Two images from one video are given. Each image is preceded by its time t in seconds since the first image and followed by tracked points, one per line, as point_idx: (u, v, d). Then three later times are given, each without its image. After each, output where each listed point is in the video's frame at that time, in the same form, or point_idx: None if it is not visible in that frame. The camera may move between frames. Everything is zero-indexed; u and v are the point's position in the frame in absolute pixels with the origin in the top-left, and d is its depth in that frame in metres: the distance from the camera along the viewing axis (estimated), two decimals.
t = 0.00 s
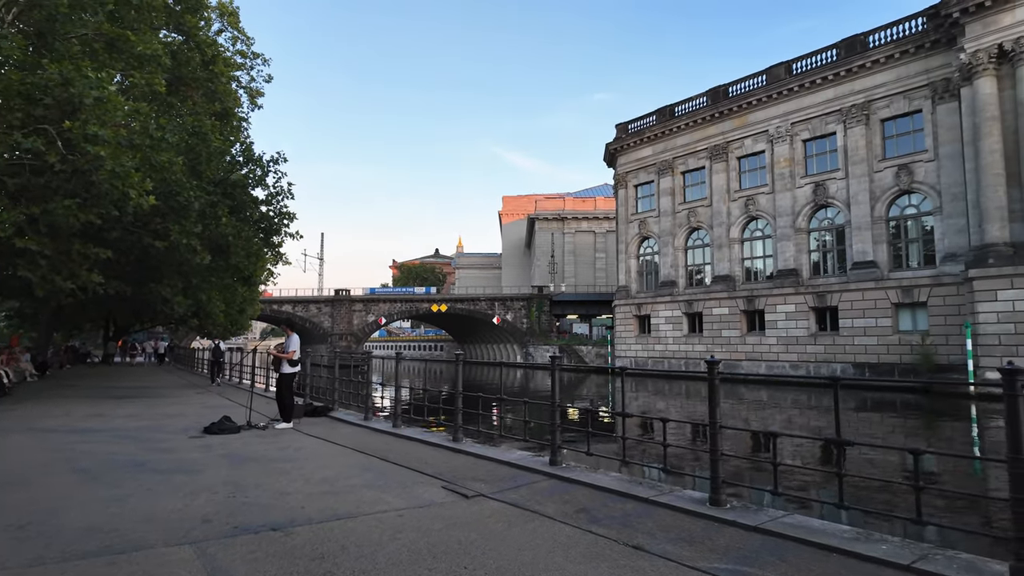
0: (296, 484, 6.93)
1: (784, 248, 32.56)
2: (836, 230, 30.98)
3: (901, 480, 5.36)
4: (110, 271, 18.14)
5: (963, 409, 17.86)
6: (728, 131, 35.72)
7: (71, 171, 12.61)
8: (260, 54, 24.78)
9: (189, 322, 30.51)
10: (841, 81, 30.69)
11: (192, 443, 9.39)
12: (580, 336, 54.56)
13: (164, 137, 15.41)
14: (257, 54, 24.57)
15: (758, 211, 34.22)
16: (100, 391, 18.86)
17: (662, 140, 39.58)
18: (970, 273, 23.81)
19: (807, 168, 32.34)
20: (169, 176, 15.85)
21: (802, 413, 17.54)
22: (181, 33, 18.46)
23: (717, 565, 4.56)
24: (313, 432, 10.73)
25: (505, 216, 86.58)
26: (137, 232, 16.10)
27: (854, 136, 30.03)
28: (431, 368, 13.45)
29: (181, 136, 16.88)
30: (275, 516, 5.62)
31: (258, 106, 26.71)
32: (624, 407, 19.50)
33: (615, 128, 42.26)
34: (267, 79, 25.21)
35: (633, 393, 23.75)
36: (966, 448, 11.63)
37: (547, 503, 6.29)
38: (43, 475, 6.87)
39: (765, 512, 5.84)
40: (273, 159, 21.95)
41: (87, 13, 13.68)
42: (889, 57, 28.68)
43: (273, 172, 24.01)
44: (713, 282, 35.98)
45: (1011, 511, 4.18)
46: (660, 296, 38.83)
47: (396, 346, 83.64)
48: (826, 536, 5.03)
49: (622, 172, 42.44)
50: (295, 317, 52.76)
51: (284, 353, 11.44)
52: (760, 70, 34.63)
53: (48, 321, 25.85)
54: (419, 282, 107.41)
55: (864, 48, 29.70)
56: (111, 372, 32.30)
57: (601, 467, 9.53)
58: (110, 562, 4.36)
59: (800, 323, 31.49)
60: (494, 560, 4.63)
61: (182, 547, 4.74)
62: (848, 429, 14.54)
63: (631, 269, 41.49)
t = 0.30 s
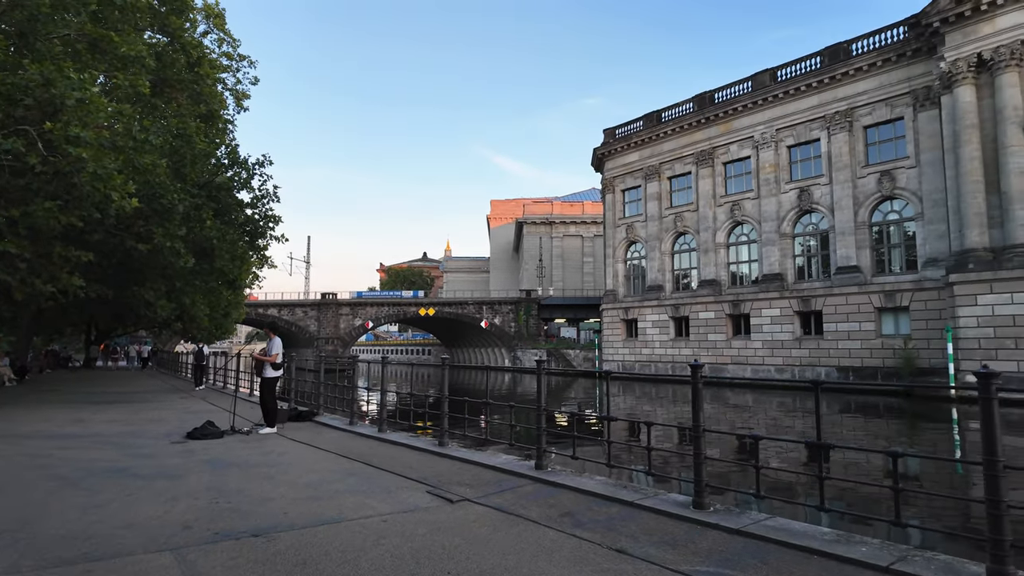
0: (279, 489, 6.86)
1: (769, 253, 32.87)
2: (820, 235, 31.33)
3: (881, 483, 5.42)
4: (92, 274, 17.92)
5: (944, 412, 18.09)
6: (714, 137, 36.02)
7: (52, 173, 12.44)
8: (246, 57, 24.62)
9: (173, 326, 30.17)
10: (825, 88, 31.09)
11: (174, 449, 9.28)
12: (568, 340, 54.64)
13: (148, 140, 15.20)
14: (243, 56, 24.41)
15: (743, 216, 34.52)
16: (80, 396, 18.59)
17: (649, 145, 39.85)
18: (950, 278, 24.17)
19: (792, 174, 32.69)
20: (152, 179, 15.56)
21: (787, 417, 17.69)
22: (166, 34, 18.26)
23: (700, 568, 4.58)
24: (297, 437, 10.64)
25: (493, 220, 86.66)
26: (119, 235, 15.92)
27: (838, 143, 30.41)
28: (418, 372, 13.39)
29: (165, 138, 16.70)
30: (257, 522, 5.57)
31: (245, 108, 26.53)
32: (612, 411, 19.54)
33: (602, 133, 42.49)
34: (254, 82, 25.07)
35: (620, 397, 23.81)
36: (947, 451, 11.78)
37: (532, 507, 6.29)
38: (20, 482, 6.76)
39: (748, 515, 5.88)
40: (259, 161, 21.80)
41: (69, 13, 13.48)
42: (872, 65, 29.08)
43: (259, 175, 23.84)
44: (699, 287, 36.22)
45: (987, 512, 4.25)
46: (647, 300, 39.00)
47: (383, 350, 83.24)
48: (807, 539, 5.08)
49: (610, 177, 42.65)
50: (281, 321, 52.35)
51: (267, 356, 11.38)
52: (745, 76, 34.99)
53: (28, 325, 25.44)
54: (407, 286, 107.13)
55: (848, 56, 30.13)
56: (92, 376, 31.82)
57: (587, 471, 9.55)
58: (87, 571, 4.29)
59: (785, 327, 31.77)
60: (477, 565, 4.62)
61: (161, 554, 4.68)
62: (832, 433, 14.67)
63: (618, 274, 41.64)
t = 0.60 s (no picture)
0: (263, 495, 6.80)
1: (755, 258, 33.16)
2: (805, 240, 31.68)
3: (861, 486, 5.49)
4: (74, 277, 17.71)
5: (927, 415, 18.33)
6: (701, 143, 36.33)
7: (32, 175, 12.28)
8: (233, 59, 24.47)
9: (157, 330, 29.84)
10: (809, 95, 31.49)
11: (156, 454, 9.17)
12: (556, 344, 54.69)
13: (132, 141, 15.03)
14: (230, 58, 24.26)
15: (729, 221, 34.82)
16: (61, 401, 18.32)
17: (636, 150, 40.10)
18: (932, 283, 24.51)
19: (777, 179, 33.04)
20: (136, 181, 15.33)
21: (773, 420, 17.81)
22: (150, 35, 18.09)
23: (682, 571, 4.61)
24: (282, 443, 10.56)
25: (482, 224, 86.64)
26: (102, 238, 15.74)
27: (822, 149, 30.79)
28: (405, 376, 13.34)
29: (149, 140, 16.55)
30: (239, 529, 5.51)
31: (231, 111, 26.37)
32: (599, 414, 19.57)
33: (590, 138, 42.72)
34: (240, 84, 24.91)
35: (608, 401, 23.86)
36: (929, 454, 11.91)
37: (517, 511, 6.29)
38: None
39: (731, 518, 5.91)
40: (246, 164, 21.66)
41: (52, 13, 13.33)
42: (855, 72, 29.48)
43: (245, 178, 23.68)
44: (686, 291, 36.45)
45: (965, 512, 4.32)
46: (634, 304, 39.17)
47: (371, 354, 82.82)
48: (789, 541, 5.13)
49: (598, 182, 42.86)
50: (267, 325, 51.94)
51: (251, 360, 11.31)
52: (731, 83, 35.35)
53: (7, 329, 25.06)
54: (395, 290, 106.78)
55: (831, 63, 30.54)
56: (74, 381, 31.37)
57: (573, 475, 9.57)
58: None
59: (770, 331, 32.05)
60: (461, 570, 4.61)
61: (141, 561, 4.63)
62: (816, 436, 14.78)
63: (606, 278, 41.81)
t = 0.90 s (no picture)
0: (246, 500, 6.75)
1: (741, 262, 33.44)
2: (790, 245, 32.00)
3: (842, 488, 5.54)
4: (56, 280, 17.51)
5: (910, 419, 18.53)
6: (688, 148, 36.60)
7: (13, 176, 12.14)
8: (220, 61, 24.31)
9: (141, 334, 29.51)
10: (794, 101, 31.85)
11: (137, 460, 9.06)
12: (544, 348, 54.72)
13: (116, 143, 14.88)
14: (217, 60, 24.11)
15: (716, 226, 35.08)
16: (41, 406, 18.03)
17: (624, 155, 40.31)
18: (914, 288, 24.85)
19: (762, 185, 33.37)
20: (120, 183, 15.16)
21: (759, 424, 17.93)
22: (135, 36, 17.93)
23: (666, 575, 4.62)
24: (267, 447, 10.48)
25: (470, 228, 86.61)
26: (84, 240, 15.55)
27: (807, 155, 31.15)
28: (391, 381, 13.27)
29: (134, 142, 16.40)
30: (223, 534, 5.47)
31: (218, 113, 26.18)
32: (587, 418, 19.59)
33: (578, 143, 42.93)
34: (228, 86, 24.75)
35: (596, 405, 23.89)
36: (912, 457, 12.04)
37: (502, 516, 6.29)
38: None
39: (715, 522, 5.94)
40: (232, 167, 21.49)
41: (35, 13, 13.18)
42: (839, 80, 29.86)
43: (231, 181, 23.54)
44: (673, 295, 36.64)
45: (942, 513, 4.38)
46: (622, 308, 39.32)
47: (358, 358, 82.34)
48: (772, 544, 5.16)
49: (586, 186, 43.04)
50: (253, 328, 51.48)
51: (236, 363, 11.21)
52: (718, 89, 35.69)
53: None
54: (382, 293, 106.40)
55: (816, 71, 30.92)
56: (55, 384, 30.90)
57: (560, 479, 9.56)
58: None
59: (756, 335, 32.30)
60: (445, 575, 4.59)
61: (121, 567, 4.57)
62: (802, 440, 14.89)
63: (594, 282, 41.95)
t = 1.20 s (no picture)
0: (231, 506, 6.68)
1: (728, 267, 33.68)
2: (777, 250, 32.29)
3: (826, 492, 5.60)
4: (38, 283, 17.29)
5: (894, 422, 18.75)
6: (676, 153, 36.85)
7: None
8: (207, 63, 24.14)
9: (125, 338, 29.17)
10: (781, 108, 32.19)
11: (120, 465, 8.94)
12: (533, 352, 54.72)
13: (100, 145, 14.70)
14: (204, 62, 23.94)
15: (704, 231, 35.31)
16: (22, 410, 17.75)
17: (613, 160, 40.51)
18: (899, 292, 25.14)
19: (749, 190, 33.67)
20: (104, 185, 14.95)
21: (746, 428, 18.04)
22: (121, 37, 17.75)
23: None
24: (252, 452, 10.39)
25: (460, 231, 86.53)
26: (67, 243, 15.40)
27: (794, 161, 31.49)
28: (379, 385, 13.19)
29: (119, 144, 16.23)
30: (207, 541, 5.41)
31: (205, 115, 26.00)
32: (576, 422, 19.62)
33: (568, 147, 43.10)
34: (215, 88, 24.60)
35: (584, 409, 23.91)
36: (896, 460, 12.17)
37: (490, 520, 6.28)
38: None
39: (701, 525, 5.98)
40: (219, 169, 21.35)
41: (19, 13, 12.84)
42: (825, 87, 30.22)
43: (218, 183, 23.37)
44: (662, 299, 36.80)
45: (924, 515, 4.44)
46: (611, 312, 39.44)
47: (347, 362, 81.85)
48: (757, 547, 5.21)
49: (575, 191, 43.19)
50: (239, 332, 51.02)
51: (222, 367, 11.10)
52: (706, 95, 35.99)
53: None
54: (371, 297, 105.99)
55: (803, 78, 31.29)
56: (37, 389, 30.44)
57: (548, 483, 9.55)
58: None
59: (743, 340, 32.51)
60: None
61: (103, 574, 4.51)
62: (787, 444, 15.00)
63: (583, 286, 42.07)
